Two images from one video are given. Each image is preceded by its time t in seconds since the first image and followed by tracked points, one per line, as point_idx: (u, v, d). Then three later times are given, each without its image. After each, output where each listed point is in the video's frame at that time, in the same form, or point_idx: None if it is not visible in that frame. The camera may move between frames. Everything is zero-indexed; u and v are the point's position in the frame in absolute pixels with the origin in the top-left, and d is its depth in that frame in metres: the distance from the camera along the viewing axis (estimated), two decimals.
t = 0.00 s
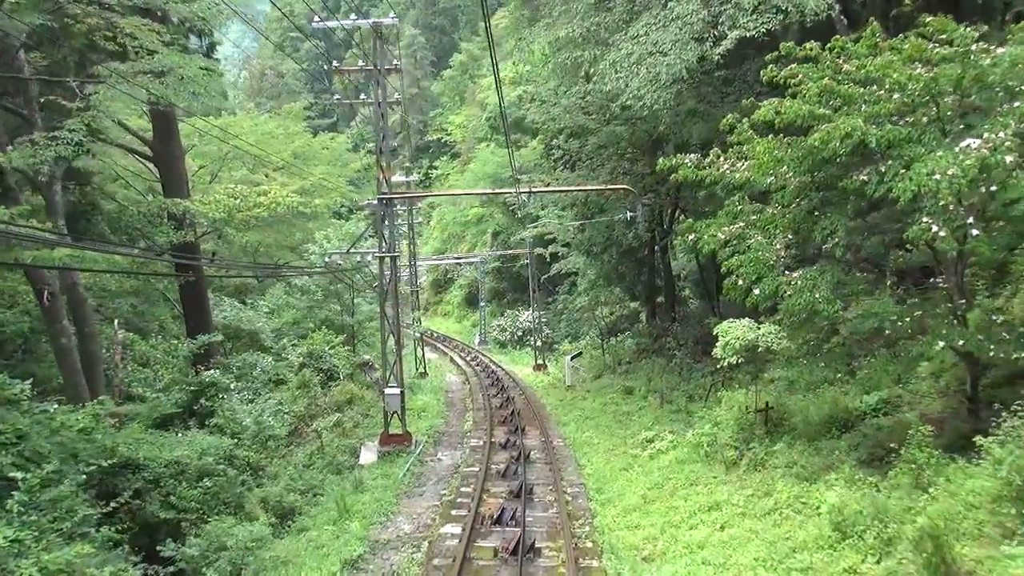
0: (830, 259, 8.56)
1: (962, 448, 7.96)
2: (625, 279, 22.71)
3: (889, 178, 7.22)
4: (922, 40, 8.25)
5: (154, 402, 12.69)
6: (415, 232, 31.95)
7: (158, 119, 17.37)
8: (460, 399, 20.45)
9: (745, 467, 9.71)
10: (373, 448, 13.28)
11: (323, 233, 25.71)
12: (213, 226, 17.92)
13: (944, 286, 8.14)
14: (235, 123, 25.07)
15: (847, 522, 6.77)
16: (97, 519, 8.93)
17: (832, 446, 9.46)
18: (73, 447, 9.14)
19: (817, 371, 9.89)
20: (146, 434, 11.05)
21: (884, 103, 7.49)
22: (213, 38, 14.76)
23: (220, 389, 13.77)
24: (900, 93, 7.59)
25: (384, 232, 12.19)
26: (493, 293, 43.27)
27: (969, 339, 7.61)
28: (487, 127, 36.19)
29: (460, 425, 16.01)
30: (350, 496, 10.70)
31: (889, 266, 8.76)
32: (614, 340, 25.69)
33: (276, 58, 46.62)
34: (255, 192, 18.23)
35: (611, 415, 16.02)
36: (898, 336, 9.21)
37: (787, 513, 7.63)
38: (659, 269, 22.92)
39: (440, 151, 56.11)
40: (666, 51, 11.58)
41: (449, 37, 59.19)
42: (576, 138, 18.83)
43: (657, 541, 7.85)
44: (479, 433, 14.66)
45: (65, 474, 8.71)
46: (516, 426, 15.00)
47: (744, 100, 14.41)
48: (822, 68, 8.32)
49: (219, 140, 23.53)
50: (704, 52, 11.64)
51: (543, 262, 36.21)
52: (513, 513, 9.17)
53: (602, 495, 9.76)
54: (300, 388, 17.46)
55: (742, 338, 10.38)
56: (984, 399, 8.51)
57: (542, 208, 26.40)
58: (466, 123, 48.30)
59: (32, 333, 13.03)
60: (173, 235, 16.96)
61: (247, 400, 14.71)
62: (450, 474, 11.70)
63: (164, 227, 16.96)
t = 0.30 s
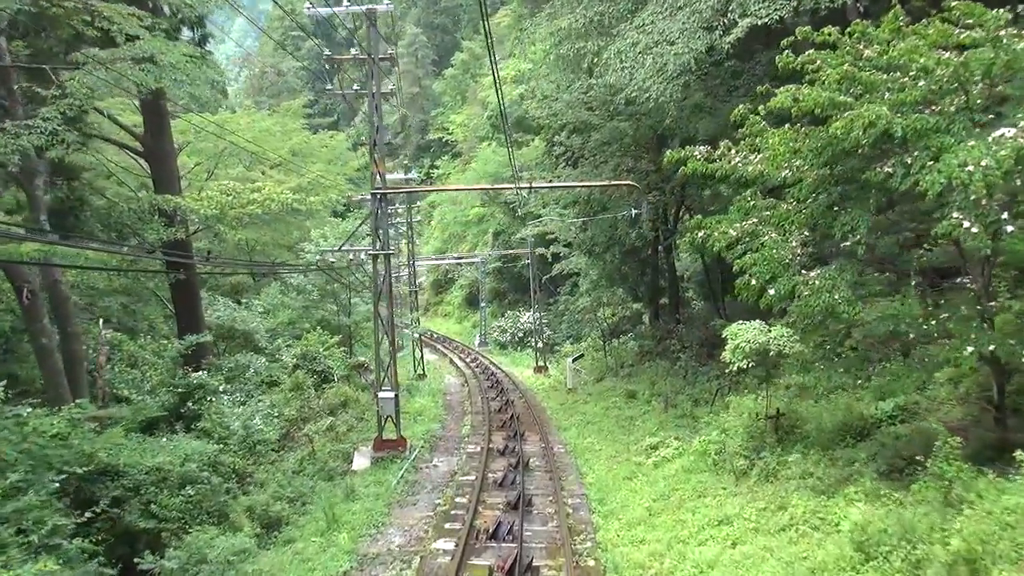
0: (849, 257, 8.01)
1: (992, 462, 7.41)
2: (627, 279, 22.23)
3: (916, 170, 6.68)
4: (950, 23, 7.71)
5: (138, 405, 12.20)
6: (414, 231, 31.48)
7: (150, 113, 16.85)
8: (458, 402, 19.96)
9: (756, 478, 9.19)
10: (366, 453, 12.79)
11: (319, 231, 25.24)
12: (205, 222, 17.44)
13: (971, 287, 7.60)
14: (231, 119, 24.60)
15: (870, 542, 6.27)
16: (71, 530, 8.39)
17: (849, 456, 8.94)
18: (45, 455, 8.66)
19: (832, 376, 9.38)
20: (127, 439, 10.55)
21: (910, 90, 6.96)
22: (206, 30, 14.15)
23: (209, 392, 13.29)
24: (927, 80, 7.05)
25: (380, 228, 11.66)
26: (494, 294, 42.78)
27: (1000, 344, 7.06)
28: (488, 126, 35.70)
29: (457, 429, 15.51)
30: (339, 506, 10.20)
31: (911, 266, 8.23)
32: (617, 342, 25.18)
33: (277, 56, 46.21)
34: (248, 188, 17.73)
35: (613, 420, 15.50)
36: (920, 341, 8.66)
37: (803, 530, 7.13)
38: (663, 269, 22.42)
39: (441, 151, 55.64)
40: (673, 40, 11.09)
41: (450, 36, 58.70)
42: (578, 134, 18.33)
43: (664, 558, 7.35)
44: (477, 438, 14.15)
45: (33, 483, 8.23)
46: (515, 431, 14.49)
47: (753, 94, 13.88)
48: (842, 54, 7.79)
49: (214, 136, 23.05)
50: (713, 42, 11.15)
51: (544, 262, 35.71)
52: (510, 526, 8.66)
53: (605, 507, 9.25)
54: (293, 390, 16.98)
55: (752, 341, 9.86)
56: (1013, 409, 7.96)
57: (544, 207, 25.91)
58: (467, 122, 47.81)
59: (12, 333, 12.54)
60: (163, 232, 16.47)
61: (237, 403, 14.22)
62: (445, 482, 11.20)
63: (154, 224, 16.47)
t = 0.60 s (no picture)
0: (870, 256, 7.49)
1: None
2: (631, 280, 21.73)
3: (947, 162, 6.16)
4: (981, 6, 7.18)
5: (123, 408, 11.74)
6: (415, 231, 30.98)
7: (143, 106, 16.33)
8: (457, 404, 19.47)
9: (768, 491, 8.67)
10: (359, 458, 12.30)
11: (317, 230, 24.75)
12: (198, 219, 16.96)
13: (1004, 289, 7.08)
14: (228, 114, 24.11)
15: (897, 565, 5.75)
16: (43, 541, 7.79)
17: (868, 467, 8.41)
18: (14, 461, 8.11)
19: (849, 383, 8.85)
20: (106, 444, 10.03)
21: (940, 75, 6.43)
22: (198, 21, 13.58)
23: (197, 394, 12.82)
24: (959, 65, 6.53)
25: (374, 222, 11.18)
26: (496, 294, 42.26)
27: None
28: (490, 124, 35.22)
29: (455, 433, 15.00)
30: (328, 516, 9.70)
31: (936, 266, 7.71)
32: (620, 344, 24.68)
33: (278, 53, 45.71)
34: (242, 183, 17.23)
35: (616, 425, 14.98)
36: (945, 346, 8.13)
37: (822, 549, 6.62)
38: (668, 270, 21.91)
39: (443, 150, 55.18)
40: (682, 28, 10.62)
41: (454, 35, 58.16)
42: (582, 130, 17.82)
43: None
44: (474, 444, 13.63)
45: None
46: (514, 437, 13.97)
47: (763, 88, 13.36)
48: (864, 39, 7.27)
49: (209, 132, 22.57)
50: (724, 30, 10.64)
51: (547, 263, 35.20)
52: (506, 542, 8.14)
53: (608, 521, 8.74)
54: (287, 393, 16.47)
55: (764, 345, 9.33)
56: None
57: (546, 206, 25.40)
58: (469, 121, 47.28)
59: None
60: (154, 228, 15.96)
61: (226, 405, 13.73)
62: (440, 492, 10.69)
63: (144, 220, 15.99)
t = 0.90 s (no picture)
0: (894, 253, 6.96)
1: None
2: (635, 280, 21.20)
3: (985, 151, 5.63)
4: None
5: (106, 412, 11.23)
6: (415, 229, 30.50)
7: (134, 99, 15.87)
8: (456, 407, 18.97)
9: (783, 505, 8.15)
10: (352, 464, 11.82)
11: (315, 228, 24.26)
12: (190, 216, 16.49)
13: None
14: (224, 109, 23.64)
15: None
16: (13, 556, 7.26)
17: (891, 479, 7.88)
18: None
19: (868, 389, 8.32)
20: (85, 451, 9.50)
21: (976, 57, 5.90)
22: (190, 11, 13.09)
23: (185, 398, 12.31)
24: (996, 46, 6.00)
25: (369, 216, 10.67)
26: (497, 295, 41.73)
27: None
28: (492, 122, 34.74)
29: (453, 438, 14.48)
30: (317, 528, 9.19)
31: (965, 264, 7.18)
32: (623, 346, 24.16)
33: (278, 50, 45.24)
34: (236, 179, 16.74)
35: (621, 430, 14.45)
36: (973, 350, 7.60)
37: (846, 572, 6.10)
38: (673, 270, 21.40)
39: (445, 149, 54.73)
40: (691, 15, 10.15)
41: (456, 33, 57.65)
42: (586, 126, 17.30)
43: None
44: (472, 450, 13.11)
45: None
46: (514, 442, 13.45)
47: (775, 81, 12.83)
48: (891, 19, 6.74)
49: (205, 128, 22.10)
50: (736, 17, 10.13)
51: (548, 263, 34.67)
52: (504, 559, 7.62)
53: (612, 536, 8.23)
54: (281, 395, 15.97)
55: (779, 348, 8.81)
56: None
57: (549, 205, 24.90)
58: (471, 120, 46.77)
59: None
60: (144, 225, 15.47)
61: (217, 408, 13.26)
62: (435, 502, 10.17)
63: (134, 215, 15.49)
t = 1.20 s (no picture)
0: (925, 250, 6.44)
1: None
2: (640, 280, 20.72)
3: None
4: None
5: (89, 417, 10.75)
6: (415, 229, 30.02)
7: (124, 94, 15.45)
8: (455, 411, 18.48)
9: (801, 522, 7.63)
10: (346, 472, 11.33)
11: (313, 227, 23.81)
12: (181, 214, 15.99)
13: None
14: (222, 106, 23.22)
15: None
16: None
17: (916, 492, 7.36)
18: None
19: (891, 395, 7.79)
20: (61, 459, 8.99)
21: (1019, 32, 5.37)
22: None
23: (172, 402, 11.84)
24: None
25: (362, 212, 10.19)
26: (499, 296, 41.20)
27: None
28: (494, 121, 34.32)
29: (451, 443, 13.99)
30: (304, 541, 8.68)
31: (1000, 262, 6.66)
32: (627, 348, 23.63)
33: (279, 49, 44.87)
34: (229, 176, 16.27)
35: (625, 436, 13.92)
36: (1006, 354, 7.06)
37: None
38: (679, 270, 20.88)
39: (447, 149, 54.33)
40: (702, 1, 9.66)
41: (459, 33, 57.21)
42: (590, 121, 16.81)
43: None
44: (471, 457, 12.59)
45: None
46: (515, 449, 12.94)
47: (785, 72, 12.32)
48: None
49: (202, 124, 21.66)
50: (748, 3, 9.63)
51: (551, 263, 34.18)
52: None
53: (618, 554, 7.73)
54: (275, 398, 15.48)
55: (796, 352, 8.28)
56: None
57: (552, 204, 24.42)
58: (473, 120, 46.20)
59: None
60: (134, 223, 14.99)
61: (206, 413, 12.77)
62: (431, 513, 9.67)
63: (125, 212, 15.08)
